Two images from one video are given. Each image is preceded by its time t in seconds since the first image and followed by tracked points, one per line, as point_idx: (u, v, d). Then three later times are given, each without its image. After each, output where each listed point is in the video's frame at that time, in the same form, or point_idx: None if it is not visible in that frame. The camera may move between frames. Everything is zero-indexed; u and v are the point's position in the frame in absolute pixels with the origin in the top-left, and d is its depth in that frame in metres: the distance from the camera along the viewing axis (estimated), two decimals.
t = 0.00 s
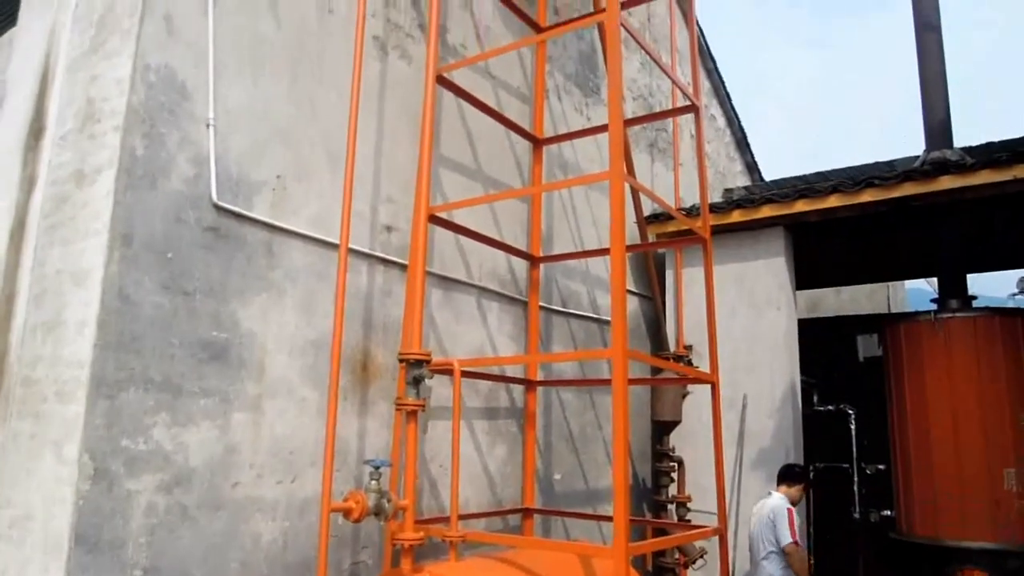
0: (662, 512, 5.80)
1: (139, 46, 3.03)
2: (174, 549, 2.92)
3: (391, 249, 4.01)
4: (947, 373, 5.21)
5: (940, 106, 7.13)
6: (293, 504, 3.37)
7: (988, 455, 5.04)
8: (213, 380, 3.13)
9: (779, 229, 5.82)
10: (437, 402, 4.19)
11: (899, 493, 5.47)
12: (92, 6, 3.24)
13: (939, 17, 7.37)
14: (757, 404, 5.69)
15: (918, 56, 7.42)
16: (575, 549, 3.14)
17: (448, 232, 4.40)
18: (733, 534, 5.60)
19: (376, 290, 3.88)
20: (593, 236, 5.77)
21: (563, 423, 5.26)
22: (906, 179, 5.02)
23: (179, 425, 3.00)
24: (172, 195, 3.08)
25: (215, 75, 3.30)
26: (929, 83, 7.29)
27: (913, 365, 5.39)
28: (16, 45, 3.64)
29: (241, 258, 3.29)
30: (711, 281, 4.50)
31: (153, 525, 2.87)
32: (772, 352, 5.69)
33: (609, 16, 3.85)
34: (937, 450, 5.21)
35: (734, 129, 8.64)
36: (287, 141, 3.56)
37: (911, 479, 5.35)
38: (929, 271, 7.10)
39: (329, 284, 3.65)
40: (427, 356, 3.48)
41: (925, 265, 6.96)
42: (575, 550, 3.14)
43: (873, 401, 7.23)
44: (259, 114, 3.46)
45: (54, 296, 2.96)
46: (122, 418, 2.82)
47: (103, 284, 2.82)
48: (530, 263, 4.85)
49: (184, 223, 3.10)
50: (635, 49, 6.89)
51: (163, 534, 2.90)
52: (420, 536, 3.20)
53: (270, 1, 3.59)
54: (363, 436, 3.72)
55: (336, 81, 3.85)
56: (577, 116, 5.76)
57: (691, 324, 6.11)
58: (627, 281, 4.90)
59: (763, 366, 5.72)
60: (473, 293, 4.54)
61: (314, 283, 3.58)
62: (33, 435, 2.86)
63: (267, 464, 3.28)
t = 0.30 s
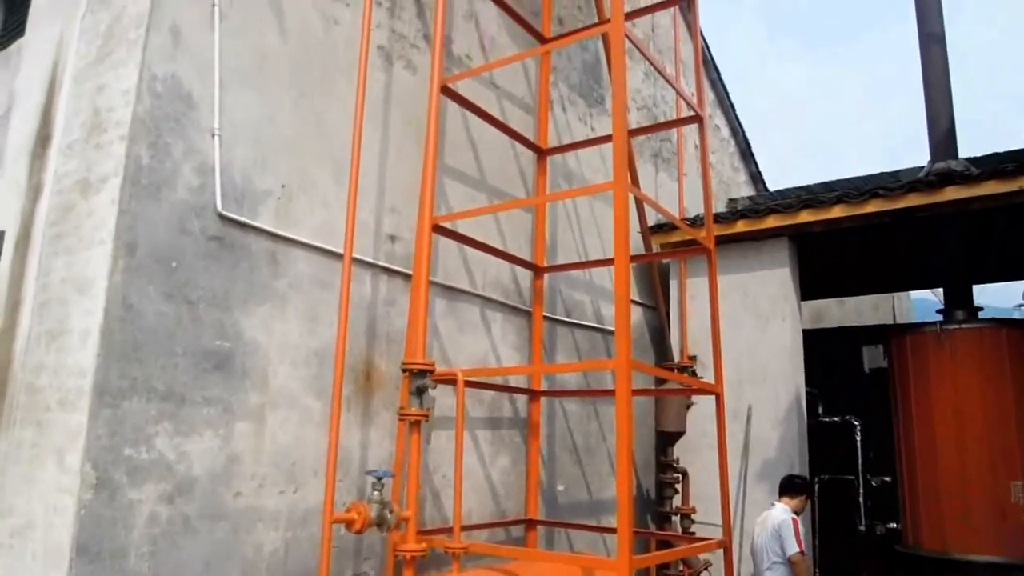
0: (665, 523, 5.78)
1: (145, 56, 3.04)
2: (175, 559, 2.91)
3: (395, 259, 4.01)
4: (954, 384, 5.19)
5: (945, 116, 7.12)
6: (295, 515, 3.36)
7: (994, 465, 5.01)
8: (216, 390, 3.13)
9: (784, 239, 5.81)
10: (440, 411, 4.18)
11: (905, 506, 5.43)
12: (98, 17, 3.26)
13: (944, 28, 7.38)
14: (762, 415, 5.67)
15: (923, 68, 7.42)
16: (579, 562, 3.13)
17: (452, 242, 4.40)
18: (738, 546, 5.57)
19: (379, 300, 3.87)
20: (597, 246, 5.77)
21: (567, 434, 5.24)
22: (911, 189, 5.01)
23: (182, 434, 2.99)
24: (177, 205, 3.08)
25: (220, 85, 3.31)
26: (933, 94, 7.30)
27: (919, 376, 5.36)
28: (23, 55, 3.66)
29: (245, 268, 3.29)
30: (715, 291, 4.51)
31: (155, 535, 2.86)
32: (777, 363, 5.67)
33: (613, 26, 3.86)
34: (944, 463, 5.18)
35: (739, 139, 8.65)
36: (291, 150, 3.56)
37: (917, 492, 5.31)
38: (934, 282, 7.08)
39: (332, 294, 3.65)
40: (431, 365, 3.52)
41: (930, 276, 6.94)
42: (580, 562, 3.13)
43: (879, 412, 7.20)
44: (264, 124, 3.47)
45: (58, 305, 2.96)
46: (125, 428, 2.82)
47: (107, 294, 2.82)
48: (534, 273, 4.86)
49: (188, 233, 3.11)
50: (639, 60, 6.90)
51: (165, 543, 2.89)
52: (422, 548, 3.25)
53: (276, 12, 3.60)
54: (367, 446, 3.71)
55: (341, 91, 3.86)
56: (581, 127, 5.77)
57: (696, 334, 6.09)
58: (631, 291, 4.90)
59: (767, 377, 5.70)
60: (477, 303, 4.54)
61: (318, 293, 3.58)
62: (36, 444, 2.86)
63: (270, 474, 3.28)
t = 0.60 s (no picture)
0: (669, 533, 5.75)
1: (153, 62, 3.05)
2: (176, 565, 2.90)
3: (400, 265, 4.01)
4: (960, 396, 5.16)
5: (951, 127, 7.11)
6: (297, 522, 3.35)
7: (1000, 477, 4.98)
8: (219, 395, 3.13)
9: (789, 249, 5.79)
10: (443, 419, 4.17)
11: (910, 518, 5.40)
12: (106, 22, 3.27)
13: (950, 38, 7.38)
14: (766, 425, 5.64)
15: (930, 78, 7.41)
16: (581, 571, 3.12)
17: (457, 249, 4.40)
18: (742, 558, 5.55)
19: (383, 307, 3.87)
20: (602, 254, 5.76)
21: (571, 443, 5.22)
22: (918, 200, 4.99)
23: (185, 439, 2.99)
24: (183, 210, 3.09)
25: (227, 91, 3.32)
26: (940, 104, 7.28)
27: (924, 387, 5.34)
28: (32, 60, 3.67)
29: (249, 274, 3.29)
30: (720, 300, 4.50)
31: (157, 540, 2.86)
32: (782, 373, 5.65)
33: (619, 36, 3.86)
34: (949, 475, 5.15)
35: (744, 148, 8.64)
36: (297, 157, 3.57)
37: (922, 505, 5.28)
38: (941, 293, 7.05)
39: (336, 300, 3.65)
40: (435, 373, 3.53)
41: (936, 287, 6.91)
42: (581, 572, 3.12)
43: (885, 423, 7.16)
44: (270, 130, 3.47)
45: (63, 309, 2.96)
46: (128, 433, 2.82)
47: (112, 298, 2.82)
48: (539, 281, 4.86)
49: (193, 238, 3.11)
50: (646, 68, 6.91)
51: (166, 549, 2.88)
52: (423, 555, 3.29)
53: (283, 19, 3.62)
54: (369, 453, 3.70)
55: (347, 97, 3.87)
56: (587, 135, 5.77)
57: (701, 343, 6.07)
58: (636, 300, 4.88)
59: (772, 387, 5.67)
60: (481, 311, 4.53)
61: (321, 299, 3.58)
62: (38, 449, 2.86)
63: (272, 481, 3.27)
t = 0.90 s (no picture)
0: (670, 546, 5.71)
1: (157, 71, 3.06)
2: None
3: (402, 275, 4.01)
4: (963, 409, 5.14)
5: (954, 139, 7.11)
6: (296, 533, 3.33)
7: (1003, 491, 4.95)
8: (220, 405, 3.12)
9: (792, 260, 5.78)
10: (444, 430, 4.15)
11: (913, 532, 5.37)
12: (111, 31, 3.28)
13: (952, 51, 7.39)
14: (768, 437, 5.62)
15: (932, 90, 7.41)
16: None
17: (459, 259, 4.40)
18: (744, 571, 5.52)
19: (385, 317, 3.86)
20: (604, 265, 5.76)
21: (572, 454, 5.21)
22: (920, 212, 4.98)
23: (184, 449, 2.98)
24: (185, 219, 3.08)
25: (230, 100, 3.32)
26: (942, 116, 7.28)
27: (927, 399, 5.32)
28: (37, 69, 3.68)
29: (251, 283, 3.29)
30: (722, 311, 4.49)
31: (155, 551, 2.84)
32: (784, 385, 5.63)
33: (621, 47, 3.86)
34: (952, 488, 5.12)
35: (746, 160, 8.64)
36: (300, 166, 3.57)
37: (925, 519, 5.25)
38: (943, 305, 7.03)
39: (338, 310, 3.64)
40: (435, 384, 3.53)
41: (938, 299, 6.89)
42: None
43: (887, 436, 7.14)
44: (273, 140, 3.48)
45: (64, 318, 2.96)
46: (127, 442, 2.81)
47: (113, 307, 2.81)
48: (541, 292, 4.85)
49: (195, 247, 3.11)
50: (648, 80, 6.92)
51: (164, 559, 2.87)
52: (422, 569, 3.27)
53: (287, 29, 3.63)
54: (370, 464, 3.68)
55: (350, 107, 3.87)
56: (590, 146, 5.77)
57: (702, 355, 6.06)
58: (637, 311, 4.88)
59: (774, 399, 5.65)
60: (482, 321, 4.52)
61: (323, 309, 3.57)
62: (38, 457, 2.85)
63: (272, 491, 3.26)
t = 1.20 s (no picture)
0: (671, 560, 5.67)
1: (158, 85, 3.07)
2: None
3: (401, 288, 4.01)
4: (963, 422, 5.13)
5: (952, 152, 7.13)
6: (294, 547, 3.32)
7: (1005, 505, 4.92)
8: (219, 419, 3.11)
9: (791, 273, 5.78)
10: (443, 443, 4.14)
11: (916, 545, 5.33)
12: (112, 46, 3.29)
13: (949, 64, 7.41)
14: (769, 450, 5.60)
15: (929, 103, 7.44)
16: None
17: (458, 272, 4.40)
18: None
19: (384, 330, 3.86)
20: (603, 278, 5.76)
21: (572, 467, 5.18)
22: (918, 224, 4.99)
23: (182, 463, 2.97)
24: (184, 233, 3.08)
25: (231, 114, 3.33)
26: (940, 129, 7.30)
27: (927, 413, 5.31)
28: (38, 84, 3.70)
29: (250, 297, 3.29)
30: (722, 323, 4.49)
31: (153, 566, 2.83)
32: (784, 397, 5.62)
33: (620, 61, 3.88)
34: (954, 502, 5.10)
35: (746, 172, 8.66)
36: (300, 180, 3.58)
37: (928, 532, 5.22)
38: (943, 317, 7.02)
39: (337, 323, 3.64)
40: (434, 398, 3.53)
41: (938, 312, 6.89)
42: None
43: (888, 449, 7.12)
44: (273, 153, 3.49)
45: (63, 331, 2.96)
46: (125, 456, 2.80)
47: (112, 321, 2.81)
48: (540, 304, 4.85)
49: (195, 260, 3.11)
50: (647, 93, 6.95)
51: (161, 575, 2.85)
52: None
53: (288, 44, 3.64)
54: (369, 477, 3.67)
55: (350, 121, 3.88)
56: (589, 159, 5.79)
57: (702, 367, 6.05)
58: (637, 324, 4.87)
59: (774, 412, 5.64)
60: (482, 334, 4.51)
61: (322, 323, 3.57)
62: (35, 471, 2.84)
63: (270, 505, 3.24)
